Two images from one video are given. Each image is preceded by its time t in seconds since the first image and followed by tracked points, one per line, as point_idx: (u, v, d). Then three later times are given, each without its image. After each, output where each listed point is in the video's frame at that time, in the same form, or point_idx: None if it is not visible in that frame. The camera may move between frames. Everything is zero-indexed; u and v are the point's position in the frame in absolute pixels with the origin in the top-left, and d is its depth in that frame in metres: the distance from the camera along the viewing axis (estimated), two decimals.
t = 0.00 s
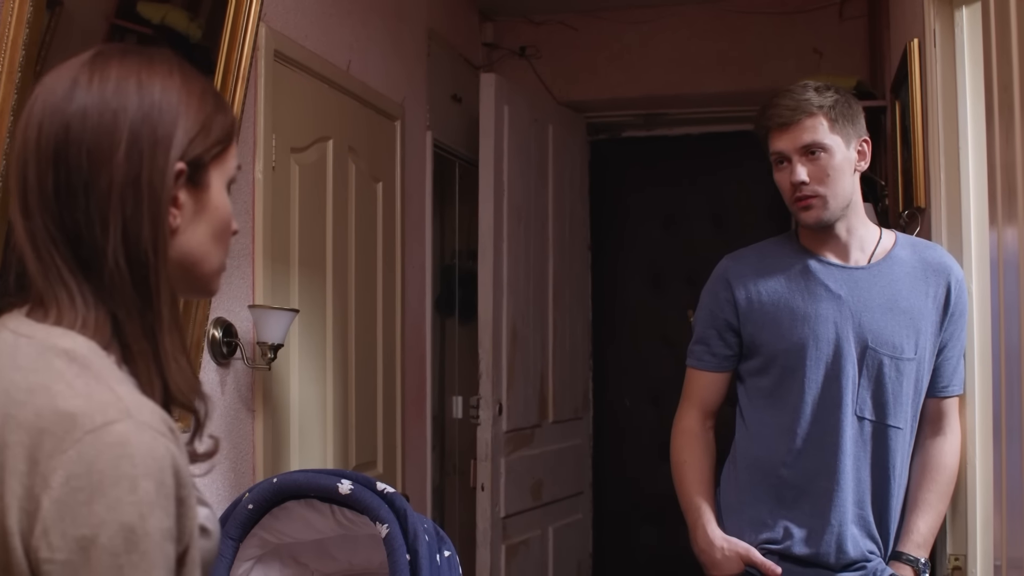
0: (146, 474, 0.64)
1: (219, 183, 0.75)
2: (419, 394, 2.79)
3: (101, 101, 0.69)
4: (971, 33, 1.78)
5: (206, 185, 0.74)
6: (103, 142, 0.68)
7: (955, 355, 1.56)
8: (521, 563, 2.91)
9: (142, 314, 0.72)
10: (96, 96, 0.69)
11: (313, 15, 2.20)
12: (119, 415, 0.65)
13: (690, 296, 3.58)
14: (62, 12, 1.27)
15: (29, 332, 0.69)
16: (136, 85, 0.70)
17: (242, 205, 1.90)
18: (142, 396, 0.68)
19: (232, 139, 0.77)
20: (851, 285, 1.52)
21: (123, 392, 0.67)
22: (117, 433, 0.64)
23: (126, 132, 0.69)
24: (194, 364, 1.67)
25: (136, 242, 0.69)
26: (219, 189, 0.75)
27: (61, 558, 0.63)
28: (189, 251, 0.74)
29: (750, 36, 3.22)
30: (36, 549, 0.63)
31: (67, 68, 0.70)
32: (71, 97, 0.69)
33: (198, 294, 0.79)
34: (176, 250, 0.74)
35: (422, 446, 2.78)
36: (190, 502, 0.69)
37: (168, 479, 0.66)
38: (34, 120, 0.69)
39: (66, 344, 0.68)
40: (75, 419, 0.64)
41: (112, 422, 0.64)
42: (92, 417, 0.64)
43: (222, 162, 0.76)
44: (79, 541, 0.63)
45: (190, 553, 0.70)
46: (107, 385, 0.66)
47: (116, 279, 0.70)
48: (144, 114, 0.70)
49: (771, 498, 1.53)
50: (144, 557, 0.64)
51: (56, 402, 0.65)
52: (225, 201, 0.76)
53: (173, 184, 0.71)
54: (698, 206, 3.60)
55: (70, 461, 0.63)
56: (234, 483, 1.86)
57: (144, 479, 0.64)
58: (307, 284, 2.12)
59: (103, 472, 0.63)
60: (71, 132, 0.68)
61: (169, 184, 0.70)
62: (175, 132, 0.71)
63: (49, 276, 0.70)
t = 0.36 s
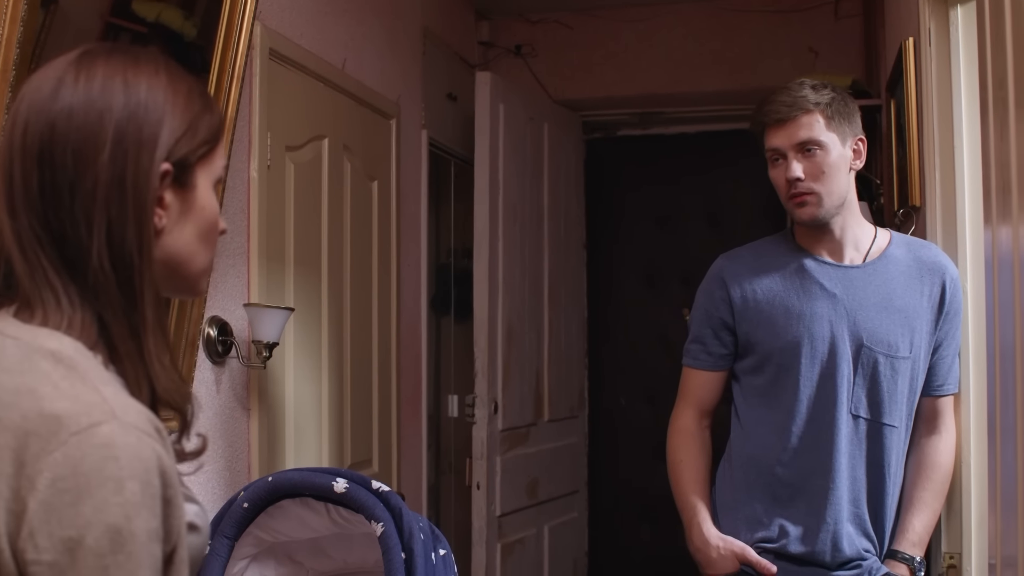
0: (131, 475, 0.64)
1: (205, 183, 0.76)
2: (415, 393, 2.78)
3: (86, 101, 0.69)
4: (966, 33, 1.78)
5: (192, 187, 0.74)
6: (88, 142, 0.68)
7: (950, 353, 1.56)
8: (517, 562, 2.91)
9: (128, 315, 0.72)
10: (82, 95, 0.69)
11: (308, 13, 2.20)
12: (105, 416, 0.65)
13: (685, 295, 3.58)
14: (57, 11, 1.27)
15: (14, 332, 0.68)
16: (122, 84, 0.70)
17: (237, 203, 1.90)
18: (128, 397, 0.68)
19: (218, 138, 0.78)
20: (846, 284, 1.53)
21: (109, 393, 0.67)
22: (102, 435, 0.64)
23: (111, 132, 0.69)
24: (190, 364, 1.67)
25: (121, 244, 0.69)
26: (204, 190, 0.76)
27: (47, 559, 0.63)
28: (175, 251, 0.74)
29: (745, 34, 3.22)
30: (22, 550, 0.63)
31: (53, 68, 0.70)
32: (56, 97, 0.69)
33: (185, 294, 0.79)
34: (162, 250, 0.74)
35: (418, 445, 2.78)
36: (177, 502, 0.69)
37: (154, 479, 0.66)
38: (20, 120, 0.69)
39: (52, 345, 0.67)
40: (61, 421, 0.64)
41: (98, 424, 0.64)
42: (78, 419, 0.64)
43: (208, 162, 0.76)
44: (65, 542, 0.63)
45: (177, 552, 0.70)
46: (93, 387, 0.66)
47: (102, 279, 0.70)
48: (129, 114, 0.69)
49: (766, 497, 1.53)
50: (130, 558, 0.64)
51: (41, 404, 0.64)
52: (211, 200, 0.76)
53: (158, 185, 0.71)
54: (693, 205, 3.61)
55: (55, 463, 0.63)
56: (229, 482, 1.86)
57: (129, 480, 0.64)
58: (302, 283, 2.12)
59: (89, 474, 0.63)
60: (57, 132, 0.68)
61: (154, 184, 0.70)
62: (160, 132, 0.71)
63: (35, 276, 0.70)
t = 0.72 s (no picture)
0: (142, 473, 0.64)
1: (202, 185, 0.75)
2: (413, 392, 2.79)
3: (85, 103, 0.69)
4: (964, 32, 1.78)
5: (189, 188, 0.74)
6: (89, 144, 0.68)
7: (948, 353, 1.56)
8: (515, 561, 2.91)
9: (128, 315, 0.72)
10: (81, 97, 0.69)
11: (306, 12, 2.20)
12: (112, 416, 0.65)
13: (683, 294, 3.59)
14: (54, 10, 1.27)
15: (16, 333, 0.68)
16: (121, 86, 0.70)
17: (235, 202, 1.90)
18: (133, 396, 0.68)
19: (215, 141, 0.78)
20: (844, 285, 1.53)
21: (115, 392, 0.66)
22: (111, 435, 0.64)
23: (111, 134, 0.69)
24: (188, 364, 1.67)
25: (120, 244, 0.69)
26: (201, 191, 0.76)
27: (59, 558, 0.63)
28: (171, 254, 0.74)
29: (743, 34, 3.22)
30: (34, 550, 0.63)
31: (52, 70, 0.70)
32: (55, 100, 0.68)
33: (182, 294, 0.79)
34: (159, 251, 0.74)
35: (416, 444, 2.79)
36: (185, 499, 0.69)
37: (163, 477, 0.66)
38: (18, 122, 0.69)
39: (55, 346, 0.67)
40: (70, 421, 0.64)
41: (105, 423, 0.64)
42: (86, 419, 0.64)
43: (206, 164, 0.76)
44: (78, 541, 0.63)
45: (186, 548, 0.70)
46: (99, 387, 0.66)
47: (101, 280, 0.70)
48: (128, 116, 0.69)
49: (765, 497, 1.53)
50: (143, 555, 0.64)
51: (47, 404, 0.64)
52: (207, 201, 0.76)
53: (156, 186, 0.71)
54: (690, 204, 3.61)
55: (66, 463, 0.63)
56: (228, 482, 1.86)
57: (140, 478, 0.64)
58: (299, 282, 2.12)
59: (98, 472, 0.63)
60: (58, 134, 0.68)
61: (154, 184, 0.70)
62: (160, 133, 0.71)
63: (35, 277, 0.69)
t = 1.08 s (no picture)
0: (154, 473, 0.64)
1: (211, 186, 0.75)
2: (410, 391, 2.78)
3: (94, 103, 0.69)
4: (961, 31, 1.78)
5: (198, 189, 0.74)
6: (98, 144, 0.68)
7: (945, 353, 1.57)
8: (512, 561, 2.91)
9: (139, 314, 0.72)
10: (91, 97, 0.69)
11: (303, 12, 2.19)
12: (124, 415, 0.65)
13: (680, 293, 3.59)
14: (51, 9, 1.27)
15: (29, 334, 0.68)
16: (130, 87, 0.70)
17: (233, 202, 1.89)
18: (144, 396, 0.68)
19: (223, 141, 0.77)
20: (841, 284, 1.53)
21: (127, 392, 0.67)
22: (123, 435, 0.64)
23: (120, 134, 0.69)
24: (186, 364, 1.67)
25: (129, 243, 0.69)
26: (210, 192, 0.75)
27: (73, 557, 0.63)
28: (180, 253, 0.74)
29: (740, 33, 3.22)
30: (48, 549, 0.63)
31: (61, 71, 0.70)
32: (65, 101, 0.68)
33: (190, 294, 0.79)
34: (167, 251, 0.73)
35: (413, 444, 2.78)
36: (197, 498, 0.69)
37: (176, 476, 0.66)
38: (27, 122, 0.69)
39: (67, 346, 0.67)
40: (82, 421, 0.64)
41: (118, 423, 0.64)
42: (98, 419, 0.64)
43: (214, 165, 0.76)
44: (91, 540, 0.63)
45: (197, 547, 0.70)
46: (110, 386, 0.66)
47: (111, 280, 0.70)
48: (137, 117, 0.69)
49: (762, 497, 1.53)
50: (155, 554, 0.64)
51: (59, 404, 0.64)
52: (216, 202, 0.76)
53: (165, 187, 0.71)
54: (687, 204, 3.61)
55: (79, 462, 0.63)
56: (224, 483, 1.85)
57: (152, 478, 0.64)
58: (297, 282, 2.12)
59: (108, 472, 0.63)
60: (67, 134, 0.68)
61: (162, 183, 0.70)
62: (168, 133, 0.71)
63: (45, 277, 0.69)
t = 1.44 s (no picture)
0: (169, 474, 0.64)
1: (227, 188, 0.75)
2: (406, 389, 2.78)
3: (113, 105, 0.68)
4: (956, 30, 1.79)
5: (213, 191, 0.74)
6: (117, 147, 0.68)
7: (940, 351, 1.57)
8: (508, 559, 2.91)
9: (155, 315, 0.72)
10: (110, 99, 0.69)
11: (299, 10, 2.19)
12: (140, 417, 0.64)
13: (676, 292, 3.60)
14: (47, 7, 1.30)
15: (44, 334, 0.68)
16: (147, 88, 0.70)
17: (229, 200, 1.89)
18: (159, 398, 0.67)
19: (239, 142, 0.77)
20: (838, 282, 1.53)
21: (142, 394, 0.66)
22: (139, 436, 0.64)
23: (139, 136, 0.68)
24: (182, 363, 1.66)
25: (146, 245, 0.69)
26: (226, 194, 0.75)
27: (88, 557, 0.63)
28: (196, 255, 0.74)
29: (737, 33, 3.22)
30: (63, 549, 0.63)
31: (78, 72, 0.70)
32: (84, 103, 0.68)
33: (204, 295, 0.79)
34: (183, 253, 0.73)
35: (409, 443, 2.79)
36: (211, 499, 0.69)
37: (190, 478, 0.66)
38: (46, 122, 0.69)
39: (83, 347, 0.67)
40: (98, 422, 0.64)
41: (134, 424, 0.64)
42: (115, 420, 0.64)
43: (229, 167, 0.75)
44: (106, 541, 0.63)
45: (211, 548, 0.70)
46: (126, 387, 0.66)
47: (129, 280, 0.70)
48: (155, 119, 0.69)
49: (757, 495, 1.53)
50: (170, 555, 0.64)
51: (77, 405, 0.64)
52: (232, 205, 0.76)
53: (182, 188, 0.71)
54: (684, 202, 3.62)
55: (94, 463, 0.63)
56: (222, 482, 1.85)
57: (167, 479, 0.64)
58: (292, 281, 2.12)
59: (122, 473, 0.63)
60: (86, 135, 0.68)
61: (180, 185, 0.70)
62: (185, 134, 0.70)
63: (61, 277, 0.69)
